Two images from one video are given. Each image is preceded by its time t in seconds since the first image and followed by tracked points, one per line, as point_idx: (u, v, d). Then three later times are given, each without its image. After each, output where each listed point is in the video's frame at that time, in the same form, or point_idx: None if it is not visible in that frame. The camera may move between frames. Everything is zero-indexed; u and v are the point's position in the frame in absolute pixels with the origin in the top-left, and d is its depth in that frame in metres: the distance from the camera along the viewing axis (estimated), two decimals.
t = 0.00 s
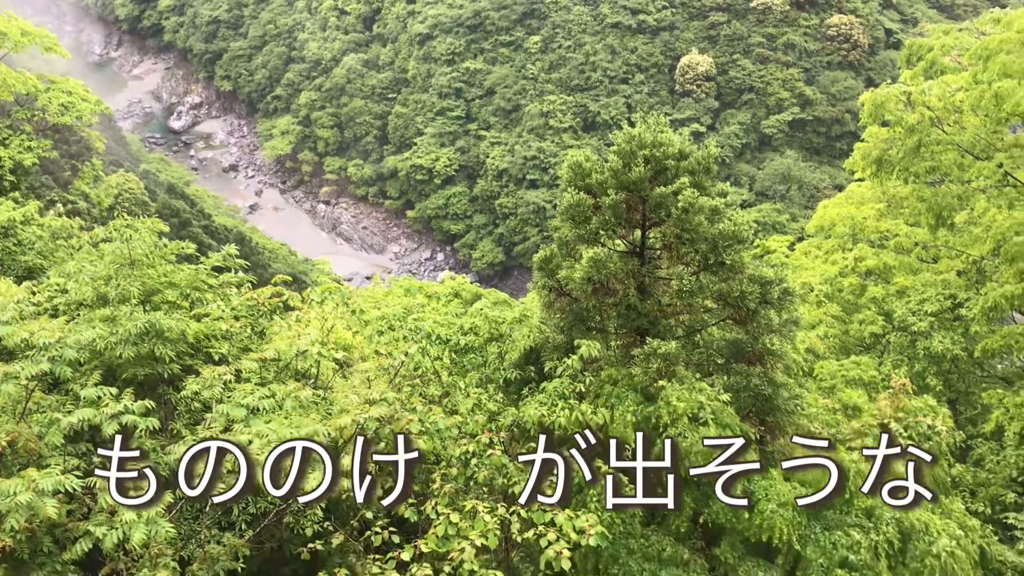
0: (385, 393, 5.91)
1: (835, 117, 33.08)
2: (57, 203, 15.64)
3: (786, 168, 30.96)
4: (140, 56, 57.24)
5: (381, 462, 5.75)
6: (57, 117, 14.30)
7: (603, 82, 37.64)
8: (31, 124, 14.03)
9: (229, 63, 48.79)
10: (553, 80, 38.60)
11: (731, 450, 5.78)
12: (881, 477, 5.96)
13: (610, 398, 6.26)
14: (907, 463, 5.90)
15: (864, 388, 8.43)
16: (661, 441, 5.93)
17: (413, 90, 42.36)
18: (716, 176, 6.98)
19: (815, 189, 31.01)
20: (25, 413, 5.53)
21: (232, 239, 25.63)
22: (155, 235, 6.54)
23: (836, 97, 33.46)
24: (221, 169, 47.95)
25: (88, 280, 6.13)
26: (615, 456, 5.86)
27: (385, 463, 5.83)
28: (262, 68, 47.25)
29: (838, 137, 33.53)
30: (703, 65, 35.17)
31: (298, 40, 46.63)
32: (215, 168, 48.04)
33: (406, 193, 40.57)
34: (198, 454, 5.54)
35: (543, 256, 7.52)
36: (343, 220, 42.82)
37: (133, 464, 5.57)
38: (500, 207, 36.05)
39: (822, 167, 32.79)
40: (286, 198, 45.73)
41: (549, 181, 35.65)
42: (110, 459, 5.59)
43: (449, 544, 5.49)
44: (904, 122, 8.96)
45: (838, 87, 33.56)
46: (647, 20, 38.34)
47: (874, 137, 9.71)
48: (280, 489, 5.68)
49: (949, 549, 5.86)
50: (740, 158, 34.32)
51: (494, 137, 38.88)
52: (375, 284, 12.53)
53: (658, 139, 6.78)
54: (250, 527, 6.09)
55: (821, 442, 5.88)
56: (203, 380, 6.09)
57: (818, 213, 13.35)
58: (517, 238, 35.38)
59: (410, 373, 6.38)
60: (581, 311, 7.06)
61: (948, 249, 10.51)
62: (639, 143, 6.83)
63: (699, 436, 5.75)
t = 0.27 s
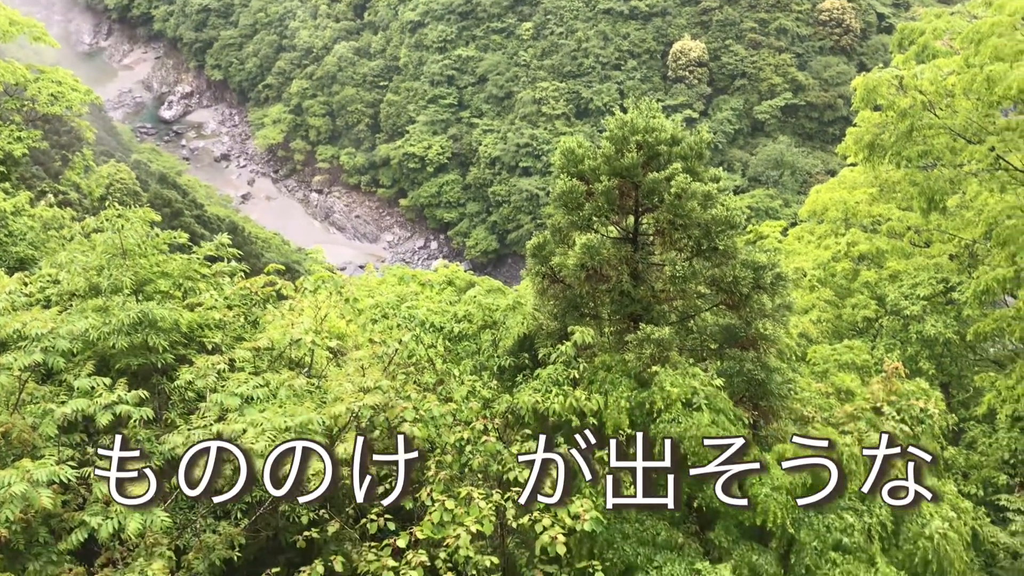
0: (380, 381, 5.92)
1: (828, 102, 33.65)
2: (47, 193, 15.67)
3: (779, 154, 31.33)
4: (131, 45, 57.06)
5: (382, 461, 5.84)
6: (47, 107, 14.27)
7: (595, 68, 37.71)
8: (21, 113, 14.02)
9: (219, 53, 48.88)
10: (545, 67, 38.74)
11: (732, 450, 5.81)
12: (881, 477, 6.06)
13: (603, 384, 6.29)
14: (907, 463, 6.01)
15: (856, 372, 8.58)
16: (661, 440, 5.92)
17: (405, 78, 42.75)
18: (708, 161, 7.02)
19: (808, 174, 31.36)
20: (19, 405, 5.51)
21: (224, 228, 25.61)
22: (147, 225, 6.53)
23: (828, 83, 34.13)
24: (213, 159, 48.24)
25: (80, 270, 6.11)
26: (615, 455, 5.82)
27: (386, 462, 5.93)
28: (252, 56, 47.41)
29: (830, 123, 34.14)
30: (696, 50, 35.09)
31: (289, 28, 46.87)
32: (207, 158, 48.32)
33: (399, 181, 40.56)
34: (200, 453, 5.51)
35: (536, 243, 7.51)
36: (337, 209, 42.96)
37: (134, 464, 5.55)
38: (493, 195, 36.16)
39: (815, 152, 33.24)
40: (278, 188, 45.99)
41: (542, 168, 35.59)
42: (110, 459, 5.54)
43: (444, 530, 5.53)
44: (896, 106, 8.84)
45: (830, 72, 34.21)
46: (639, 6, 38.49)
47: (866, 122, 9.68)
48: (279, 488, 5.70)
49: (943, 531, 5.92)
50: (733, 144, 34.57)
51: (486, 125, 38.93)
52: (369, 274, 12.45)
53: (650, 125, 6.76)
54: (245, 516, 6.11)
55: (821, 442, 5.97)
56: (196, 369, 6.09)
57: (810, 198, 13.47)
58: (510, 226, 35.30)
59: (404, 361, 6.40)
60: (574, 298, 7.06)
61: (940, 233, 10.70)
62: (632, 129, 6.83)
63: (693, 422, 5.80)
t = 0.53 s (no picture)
0: (374, 369, 5.93)
1: (819, 88, 34.24)
2: (38, 185, 15.83)
3: (771, 140, 31.62)
4: (120, 35, 56.70)
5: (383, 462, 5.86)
6: (36, 99, 14.59)
7: (587, 55, 37.76)
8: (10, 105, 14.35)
9: (210, 42, 48.95)
10: (538, 54, 38.62)
11: (731, 450, 5.76)
12: (881, 477, 5.97)
13: (596, 370, 6.31)
14: (907, 462, 5.93)
15: (847, 357, 8.61)
16: (658, 436, 5.92)
17: (396, 66, 42.17)
18: (699, 147, 7.01)
19: (800, 160, 31.69)
20: (11, 397, 5.47)
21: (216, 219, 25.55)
22: (138, 217, 6.51)
23: (819, 69, 34.70)
24: (203, 149, 48.57)
25: (71, 262, 6.08)
26: (615, 455, 5.93)
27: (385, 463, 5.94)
28: (243, 46, 47.51)
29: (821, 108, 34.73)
30: (687, 37, 35.45)
31: (279, 18, 46.75)
32: (197, 149, 48.58)
33: (391, 170, 40.44)
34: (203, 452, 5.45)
35: (529, 231, 7.48)
36: (329, 198, 43.49)
37: (134, 463, 5.48)
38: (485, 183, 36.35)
39: (807, 138, 33.62)
40: (269, 178, 46.53)
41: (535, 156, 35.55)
42: (110, 459, 5.45)
43: (439, 517, 5.57)
44: (887, 90, 8.91)
45: (821, 58, 34.65)
46: None
47: (858, 107, 9.70)
48: (279, 487, 5.73)
49: (936, 515, 5.99)
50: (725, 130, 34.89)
51: (477, 113, 38.83)
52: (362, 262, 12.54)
53: (642, 111, 6.72)
54: (240, 506, 6.12)
55: (822, 443, 5.85)
56: (189, 360, 6.07)
57: (801, 184, 13.04)
58: (503, 215, 35.92)
59: (398, 350, 6.38)
60: (567, 285, 7.03)
61: (932, 218, 10.90)
62: (622, 116, 6.74)
63: (687, 407, 5.85)
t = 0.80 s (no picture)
0: (366, 360, 5.95)
1: (809, 74, 34.62)
2: (28, 178, 16.15)
3: (762, 127, 31.83)
4: (107, 27, 56.37)
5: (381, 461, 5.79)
6: (23, 91, 15.20)
7: (577, 44, 38.02)
8: None
9: (198, 34, 48.79)
10: (528, 43, 38.93)
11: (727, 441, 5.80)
12: (881, 478, 5.88)
13: (589, 359, 6.32)
14: (907, 462, 5.83)
15: (839, 343, 8.65)
16: (652, 425, 5.98)
17: (385, 57, 42.46)
18: (689, 135, 7.02)
19: (790, 147, 32.05)
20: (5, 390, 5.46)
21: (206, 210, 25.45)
22: (128, 209, 6.50)
23: (809, 55, 35.09)
24: (193, 141, 48.38)
25: (61, 255, 6.07)
26: (615, 455, 5.95)
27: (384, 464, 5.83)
28: (231, 37, 47.45)
29: (811, 95, 35.09)
30: (677, 25, 35.78)
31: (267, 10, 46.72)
32: (186, 141, 48.39)
33: (382, 160, 40.29)
34: (201, 456, 5.41)
35: (520, 220, 7.45)
36: (320, 189, 43.15)
37: (133, 463, 5.43)
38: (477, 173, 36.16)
39: (798, 125, 33.99)
40: (260, 170, 46.27)
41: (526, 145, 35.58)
42: (110, 459, 5.40)
43: (433, 506, 5.61)
44: (877, 76, 8.93)
45: (811, 45, 35.09)
46: None
47: (848, 94, 9.71)
48: (279, 486, 5.82)
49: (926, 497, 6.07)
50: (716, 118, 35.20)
51: (466, 102, 38.82)
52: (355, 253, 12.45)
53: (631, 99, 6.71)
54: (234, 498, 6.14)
55: (822, 443, 5.84)
56: (181, 352, 6.06)
57: (792, 170, 12.66)
58: (494, 205, 35.29)
59: (390, 340, 6.37)
60: (559, 274, 7.00)
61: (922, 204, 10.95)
62: (612, 104, 6.76)
63: (679, 395, 5.89)
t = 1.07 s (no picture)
0: (357, 352, 5.95)
1: (797, 65, 35.30)
2: (15, 172, 16.06)
3: (750, 119, 32.23)
4: (92, 20, 55.95)
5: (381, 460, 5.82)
6: (9, 84, 15.17)
7: (566, 36, 38.07)
8: None
9: (184, 27, 48.55)
10: (516, 35, 38.80)
11: (723, 438, 5.87)
12: (878, 476, 5.99)
13: (579, 350, 6.32)
14: (905, 461, 5.97)
15: (827, 332, 8.71)
16: (640, 410, 5.98)
17: (374, 49, 42.06)
18: (678, 126, 7.01)
19: (779, 138, 32.47)
20: None
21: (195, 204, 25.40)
22: (115, 203, 6.47)
23: (798, 46, 35.61)
24: (180, 135, 48.34)
25: (48, 249, 6.04)
26: (615, 454, 6.01)
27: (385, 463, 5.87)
28: (219, 29, 47.20)
29: (800, 86, 35.85)
30: (666, 16, 36.05)
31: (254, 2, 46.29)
32: (174, 134, 48.37)
33: (371, 153, 40.65)
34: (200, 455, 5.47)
35: (510, 212, 7.41)
36: (308, 182, 43.41)
37: (133, 464, 5.41)
38: (467, 165, 36.34)
39: (786, 116, 34.49)
40: (248, 163, 46.46)
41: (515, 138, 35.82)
42: (110, 458, 5.37)
43: (425, 498, 5.61)
44: (864, 67, 8.91)
45: (800, 36, 35.60)
46: None
47: (836, 85, 9.71)
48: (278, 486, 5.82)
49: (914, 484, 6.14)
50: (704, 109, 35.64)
51: (456, 95, 38.81)
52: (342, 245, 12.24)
53: (620, 90, 6.69)
54: (225, 491, 6.12)
55: (821, 442, 5.95)
56: (172, 345, 6.06)
57: (781, 161, 13.19)
58: (484, 197, 35.89)
59: (380, 333, 6.39)
60: (549, 266, 6.96)
61: (910, 194, 11.15)
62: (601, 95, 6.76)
63: (669, 385, 5.87)
